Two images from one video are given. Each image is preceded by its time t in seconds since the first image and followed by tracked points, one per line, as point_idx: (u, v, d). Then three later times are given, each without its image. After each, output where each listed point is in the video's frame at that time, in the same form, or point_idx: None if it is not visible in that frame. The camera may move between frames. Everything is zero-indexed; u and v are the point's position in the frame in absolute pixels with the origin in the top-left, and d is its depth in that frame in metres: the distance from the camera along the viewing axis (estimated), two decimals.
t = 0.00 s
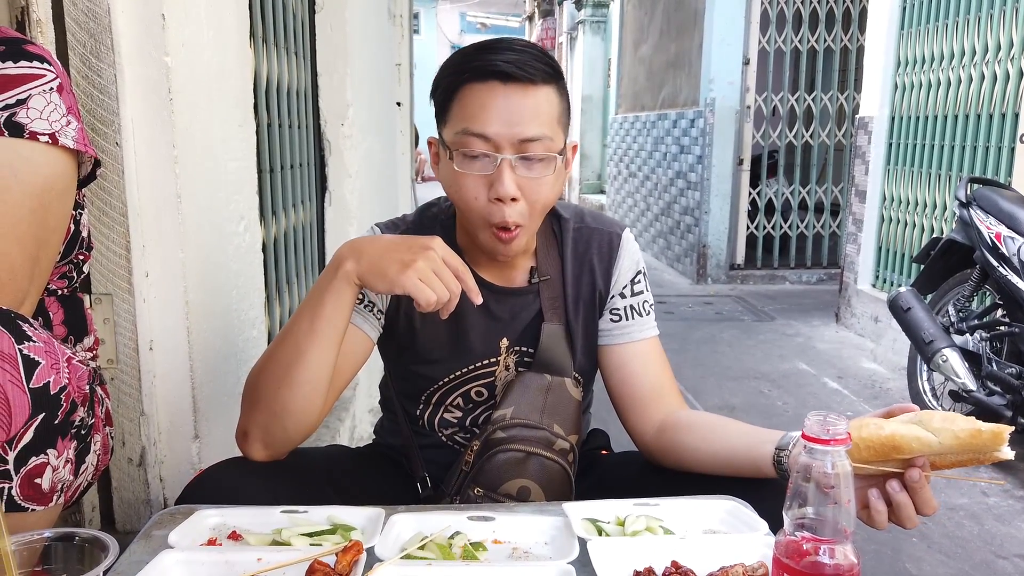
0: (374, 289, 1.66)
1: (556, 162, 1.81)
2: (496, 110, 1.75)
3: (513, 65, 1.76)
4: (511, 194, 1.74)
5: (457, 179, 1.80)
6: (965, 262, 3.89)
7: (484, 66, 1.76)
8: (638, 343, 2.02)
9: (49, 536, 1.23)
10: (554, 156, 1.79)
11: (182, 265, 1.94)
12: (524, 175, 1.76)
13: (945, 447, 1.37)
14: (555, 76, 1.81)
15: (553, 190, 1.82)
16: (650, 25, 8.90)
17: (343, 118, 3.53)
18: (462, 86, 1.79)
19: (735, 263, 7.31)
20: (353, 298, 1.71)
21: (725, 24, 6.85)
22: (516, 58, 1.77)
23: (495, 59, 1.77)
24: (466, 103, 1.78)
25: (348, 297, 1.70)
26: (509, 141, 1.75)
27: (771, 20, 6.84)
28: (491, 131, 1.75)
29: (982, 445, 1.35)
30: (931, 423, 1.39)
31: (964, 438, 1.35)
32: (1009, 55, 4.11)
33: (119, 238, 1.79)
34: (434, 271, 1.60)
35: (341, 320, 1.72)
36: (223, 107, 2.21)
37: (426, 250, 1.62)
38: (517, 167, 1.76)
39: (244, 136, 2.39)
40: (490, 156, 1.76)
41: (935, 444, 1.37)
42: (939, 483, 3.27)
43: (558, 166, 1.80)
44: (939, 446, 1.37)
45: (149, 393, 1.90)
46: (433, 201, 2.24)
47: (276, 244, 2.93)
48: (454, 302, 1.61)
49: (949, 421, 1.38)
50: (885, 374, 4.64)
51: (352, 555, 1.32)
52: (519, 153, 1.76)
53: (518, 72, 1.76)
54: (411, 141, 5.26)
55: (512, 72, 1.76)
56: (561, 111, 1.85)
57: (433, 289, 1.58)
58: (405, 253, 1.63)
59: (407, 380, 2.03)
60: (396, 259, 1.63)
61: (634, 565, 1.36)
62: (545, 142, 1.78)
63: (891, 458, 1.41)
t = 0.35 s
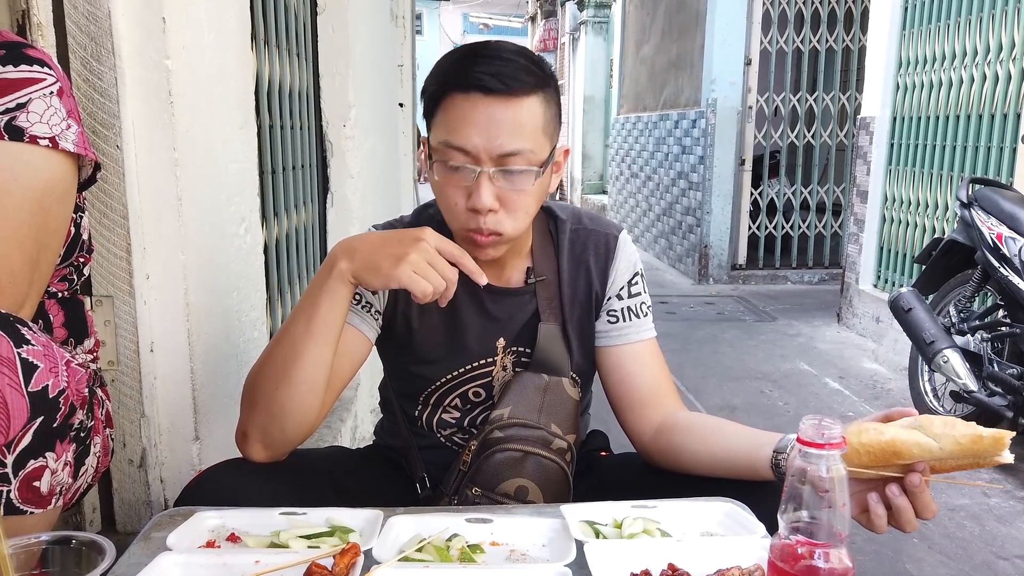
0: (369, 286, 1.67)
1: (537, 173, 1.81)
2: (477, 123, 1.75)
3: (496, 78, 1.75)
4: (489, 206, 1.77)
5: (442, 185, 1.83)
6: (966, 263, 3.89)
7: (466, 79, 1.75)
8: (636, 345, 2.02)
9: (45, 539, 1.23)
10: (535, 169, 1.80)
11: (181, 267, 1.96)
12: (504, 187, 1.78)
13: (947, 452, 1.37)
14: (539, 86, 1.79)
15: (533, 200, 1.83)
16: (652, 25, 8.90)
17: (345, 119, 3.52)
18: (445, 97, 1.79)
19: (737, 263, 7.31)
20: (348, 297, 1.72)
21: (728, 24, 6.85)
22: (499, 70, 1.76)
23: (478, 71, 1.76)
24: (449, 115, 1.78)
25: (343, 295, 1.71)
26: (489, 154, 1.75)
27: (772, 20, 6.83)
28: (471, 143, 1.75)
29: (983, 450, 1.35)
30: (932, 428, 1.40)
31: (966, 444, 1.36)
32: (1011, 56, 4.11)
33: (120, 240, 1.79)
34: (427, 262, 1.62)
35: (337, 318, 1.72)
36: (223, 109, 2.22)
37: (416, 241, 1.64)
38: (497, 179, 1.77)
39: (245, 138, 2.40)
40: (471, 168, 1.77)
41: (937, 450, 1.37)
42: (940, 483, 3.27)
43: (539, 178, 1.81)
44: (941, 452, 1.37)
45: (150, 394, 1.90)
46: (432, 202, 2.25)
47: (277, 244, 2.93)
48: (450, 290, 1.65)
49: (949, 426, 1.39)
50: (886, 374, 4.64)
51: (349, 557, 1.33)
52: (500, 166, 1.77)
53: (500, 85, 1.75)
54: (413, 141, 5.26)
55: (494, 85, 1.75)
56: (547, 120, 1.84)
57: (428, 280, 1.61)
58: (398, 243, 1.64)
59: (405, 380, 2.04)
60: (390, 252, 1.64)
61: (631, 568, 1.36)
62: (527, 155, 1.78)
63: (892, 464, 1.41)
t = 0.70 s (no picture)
0: (360, 280, 1.69)
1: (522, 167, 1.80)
2: (461, 114, 1.76)
3: (482, 70, 1.76)
4: (471, 197, 1.76)
5: (429, 178, 1.84)
6: (964, 263, 3.89)
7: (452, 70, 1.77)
8: (632, 346, 2.02)
9: (41, 537, 1.23)
10: (519, 162, 1.79)
11: (179, 267, 1.97)
12: (486, 179, 1.78)
13: (942, 454, 1.37)
14: (527, 80, 1.80)
15: (518, 194, 1.82)
16: (651, 25, 8.90)
17: (344, 120, 3.53)
18: (433, 87, 1.81)
19: (736, 263, 7.31)
20: (338, 293, 1.74)
21: (727, 24, 6.85)
22: (485, 62, 1.77)
23: (466, 63, 1.78)
24: (436, 106, 1.80)
25: (334, 290, 1.73)
26: (472, 143, 1.76)
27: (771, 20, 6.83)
28: (455, 133, 1.76)
29: (979, 451, 1.36)
30: (927, 429, 1.40)
31: (961, 445, 1.36)
32: (1009, 56, 4.11)
33: (118, 241, 1.81)
34: (417, 254, 1.66)
35: (327, 314, 1.73)
36: (221, 110, 2.23)
37: (405, 237, 1.68)
38: (479, 169, 1.77)
39: (242, 138, 2.41)
40: (454, 157, 1.77)
41: (933, 452, 1.37)
42: (938, 483, 3.28)
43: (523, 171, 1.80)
44: (937, 453, 1.37)
45: (148, 394, 1.91)
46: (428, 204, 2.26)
47: (276, 244, 2.94)
48: (442, 281, 1.69)
49: (946, 428, 1.39)
50: (885, 374, 4.64)
51: (345, 555, 1.34)
52: (483, 157, 1.77)
53: (486, 77, 1.76)
54: (411, 142, 5.27)
55: (480, 76, 1.76)
56: (534, 116, 1.85)
57: (419, 271, 1.65)
58: (389, 239, 1.68)
59: (402, 381, 2.04)
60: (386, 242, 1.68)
61: (625, 566, 1.37)
62: (511, 147, 1.78)
63: (887, 465, 1.42)
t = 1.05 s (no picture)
0: (354, 274, 1.70)
1: (505, 153, 1.84)
2: (454, 96, 1.85)
3: (479, 56, 1.86)
4: (450, 174, 1.81)
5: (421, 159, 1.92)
6: (963, 263, 3.90)
7: (451, 54, 1.87)
8: (631, 346, 2.03)
9: (44, 537, 1.23)
10: (503, 146, 1.84)
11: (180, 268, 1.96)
12: (470, 160, 1.83)
13: (935, 454, 1.38)
14: (523, 70, 1.88)
15: (503, 181, 1.85)
16: (651, 25, 8.90)
17: (344, 120, 3.53)
18: (434, 72, 1.92)
19: (735, 263, 7.32)
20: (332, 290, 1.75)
21: (726, 25, 6.85)
22: (483, 49, 1.87)
23: (465, 50, 1.87)
24: (436, 89, 1.90)
25: (327, 287, 1.74)
26: (459, 124, 1.83)
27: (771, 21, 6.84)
28: (445, 113, 1.84)
29: (970, 453, 1.36)
30: (921, 431, 1.41)
31: (953, 446, 1.37)
32: (1008, 56, 4.12)
33: (118, 240, 1.81)
34: (411, 246, 1.68)
35: (322, 311, 1.74)
36: (222, 110, 2.23)
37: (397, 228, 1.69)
38: (463, 151, 1.83)
39: (243, 138, 2.41)
40: (441, 137, 1.85)
41: (926, 452, 1.38)
42: (937, 483, 3.29)
43: (507, 156, 1.84)
44: (930, 454, 1.38)
45: (149, 394, 1.92)
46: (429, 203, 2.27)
47: (276, 244, 2.95)
48: (439, 271, 1.69)
49: (938, 429, 1.40)
50: (884, 374, 4.65)
51: (346, 555, 1.34)
52: (469, 138, 1.83)
53: (480, 63, 1.85)
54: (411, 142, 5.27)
55: (476, 62, 1.86)
56: (528, 108, 1.91)
57: (414, 263, 1.66)
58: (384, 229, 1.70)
59: (401, 381, 2.05)
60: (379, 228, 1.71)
61: (625, 566, 1.38)
62: (496, 131, 1.83)
63: (880, 465, 1.43)
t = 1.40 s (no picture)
0: (346, 270, 1.70)
1: (500, 146, 1.86)
2: (455, 88, 1.89)
3: (482, 51, 1.90)
4: (443, 162, 1.83)
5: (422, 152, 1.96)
6: (963, 263, 3.90)
7: (455, 49, 1.92)
8: (631, 346, 2.03)
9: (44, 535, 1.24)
10: (496, 138, 1.85)
11: (180, 268, 1.96)
12: (463, 151, 1.85)
13: (934, 452, 1.38)
14: (523, 66, 1.91)
15: (496, 175, 1.86)
16: (651, 26, 8.91)
17: (344, 120, 3.53)
18: (440, 65, 1.97)
19: (735, 264, 7.32)
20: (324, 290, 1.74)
21: (726, 25, 6.85)
22: (486, 44, 1.90)
23: (469, 44, 1.92)
24: (440, 82, 1.95)
25: (319, 285, 1.73)
26: (456, 115, 1.86)
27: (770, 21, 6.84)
28: (445, 103, 1.88)
29: (970, 450, 1.37)
30: (920, 428, 1.41)
31: (952, 443, 1.37)
32: (1008, 57, 4.12)
33: (119, 240, 1.82)
34: (405, 242, 1.68)
35: (314, 311, 1.74)
36: (222, 110, 2.23)
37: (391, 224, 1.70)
38: (458, 141, 1.86)
39: (243, 139, 2.42)
40: (439, 128, 1.88)
41: (925, 450, 1.38)
42: (937, 483, 3.29)
43: (501, 149, 1.86)
44: (928, 451, 1.38)
45: (148, 394, 1.92)
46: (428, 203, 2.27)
47: (276, 244, 2.95)
48: (433, 264, 1.71)
49: (938, 426, 1.40)
50: (884, 375, 4.65)
51: (346, 554, 1.35)
52: (466, 129, 1.86)
53: (481, 57, 1.89)
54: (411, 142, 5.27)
55: (478, 56, 1.90)
56: (528, 104, 1.93)
57: (410, 257, 1.67)
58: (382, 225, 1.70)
59: (400, 380, 2.05)
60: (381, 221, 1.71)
61: (624, 564, 1.38)
62: (492, 123, 1.86)
63: (880, 463, 1.43)
